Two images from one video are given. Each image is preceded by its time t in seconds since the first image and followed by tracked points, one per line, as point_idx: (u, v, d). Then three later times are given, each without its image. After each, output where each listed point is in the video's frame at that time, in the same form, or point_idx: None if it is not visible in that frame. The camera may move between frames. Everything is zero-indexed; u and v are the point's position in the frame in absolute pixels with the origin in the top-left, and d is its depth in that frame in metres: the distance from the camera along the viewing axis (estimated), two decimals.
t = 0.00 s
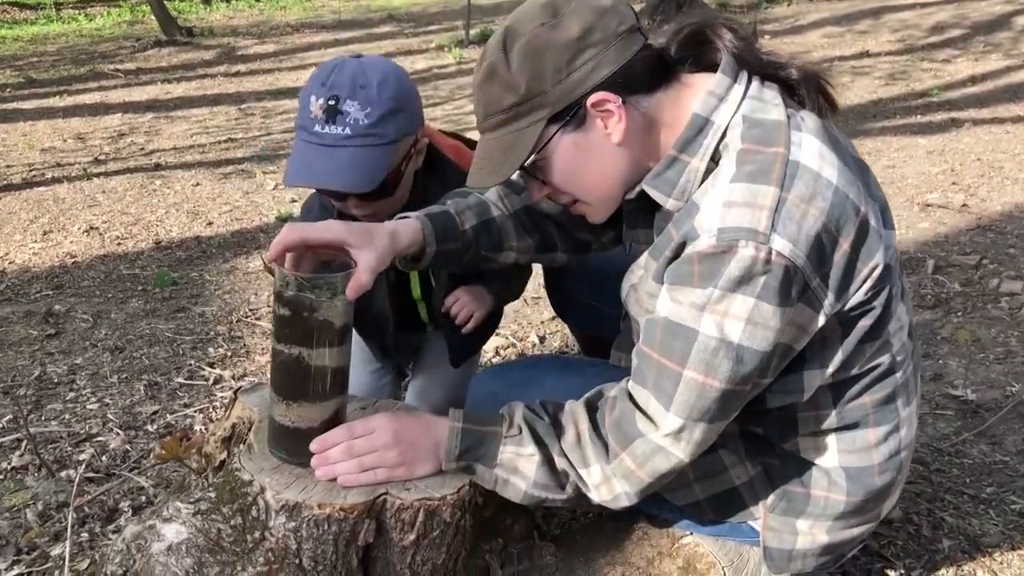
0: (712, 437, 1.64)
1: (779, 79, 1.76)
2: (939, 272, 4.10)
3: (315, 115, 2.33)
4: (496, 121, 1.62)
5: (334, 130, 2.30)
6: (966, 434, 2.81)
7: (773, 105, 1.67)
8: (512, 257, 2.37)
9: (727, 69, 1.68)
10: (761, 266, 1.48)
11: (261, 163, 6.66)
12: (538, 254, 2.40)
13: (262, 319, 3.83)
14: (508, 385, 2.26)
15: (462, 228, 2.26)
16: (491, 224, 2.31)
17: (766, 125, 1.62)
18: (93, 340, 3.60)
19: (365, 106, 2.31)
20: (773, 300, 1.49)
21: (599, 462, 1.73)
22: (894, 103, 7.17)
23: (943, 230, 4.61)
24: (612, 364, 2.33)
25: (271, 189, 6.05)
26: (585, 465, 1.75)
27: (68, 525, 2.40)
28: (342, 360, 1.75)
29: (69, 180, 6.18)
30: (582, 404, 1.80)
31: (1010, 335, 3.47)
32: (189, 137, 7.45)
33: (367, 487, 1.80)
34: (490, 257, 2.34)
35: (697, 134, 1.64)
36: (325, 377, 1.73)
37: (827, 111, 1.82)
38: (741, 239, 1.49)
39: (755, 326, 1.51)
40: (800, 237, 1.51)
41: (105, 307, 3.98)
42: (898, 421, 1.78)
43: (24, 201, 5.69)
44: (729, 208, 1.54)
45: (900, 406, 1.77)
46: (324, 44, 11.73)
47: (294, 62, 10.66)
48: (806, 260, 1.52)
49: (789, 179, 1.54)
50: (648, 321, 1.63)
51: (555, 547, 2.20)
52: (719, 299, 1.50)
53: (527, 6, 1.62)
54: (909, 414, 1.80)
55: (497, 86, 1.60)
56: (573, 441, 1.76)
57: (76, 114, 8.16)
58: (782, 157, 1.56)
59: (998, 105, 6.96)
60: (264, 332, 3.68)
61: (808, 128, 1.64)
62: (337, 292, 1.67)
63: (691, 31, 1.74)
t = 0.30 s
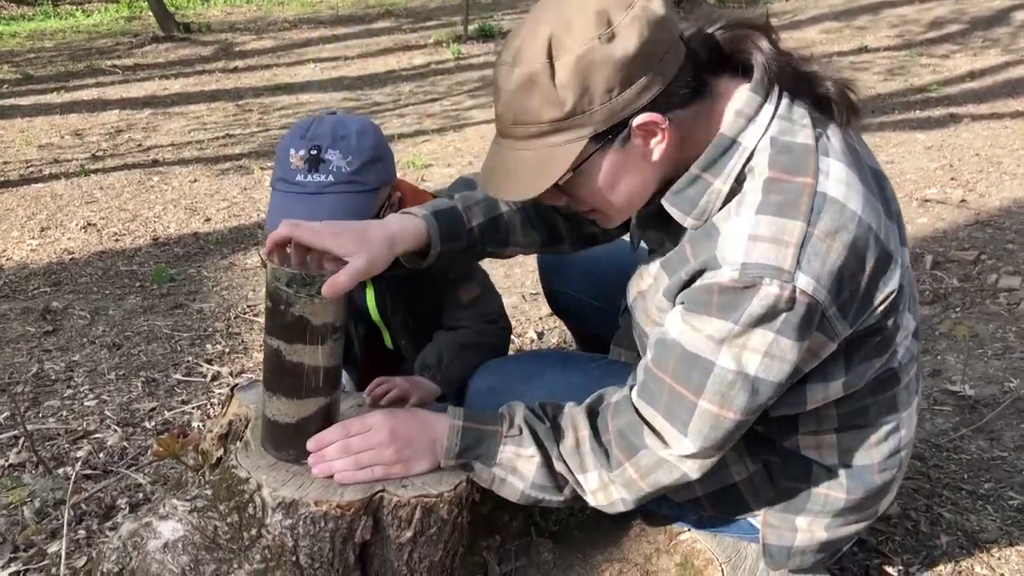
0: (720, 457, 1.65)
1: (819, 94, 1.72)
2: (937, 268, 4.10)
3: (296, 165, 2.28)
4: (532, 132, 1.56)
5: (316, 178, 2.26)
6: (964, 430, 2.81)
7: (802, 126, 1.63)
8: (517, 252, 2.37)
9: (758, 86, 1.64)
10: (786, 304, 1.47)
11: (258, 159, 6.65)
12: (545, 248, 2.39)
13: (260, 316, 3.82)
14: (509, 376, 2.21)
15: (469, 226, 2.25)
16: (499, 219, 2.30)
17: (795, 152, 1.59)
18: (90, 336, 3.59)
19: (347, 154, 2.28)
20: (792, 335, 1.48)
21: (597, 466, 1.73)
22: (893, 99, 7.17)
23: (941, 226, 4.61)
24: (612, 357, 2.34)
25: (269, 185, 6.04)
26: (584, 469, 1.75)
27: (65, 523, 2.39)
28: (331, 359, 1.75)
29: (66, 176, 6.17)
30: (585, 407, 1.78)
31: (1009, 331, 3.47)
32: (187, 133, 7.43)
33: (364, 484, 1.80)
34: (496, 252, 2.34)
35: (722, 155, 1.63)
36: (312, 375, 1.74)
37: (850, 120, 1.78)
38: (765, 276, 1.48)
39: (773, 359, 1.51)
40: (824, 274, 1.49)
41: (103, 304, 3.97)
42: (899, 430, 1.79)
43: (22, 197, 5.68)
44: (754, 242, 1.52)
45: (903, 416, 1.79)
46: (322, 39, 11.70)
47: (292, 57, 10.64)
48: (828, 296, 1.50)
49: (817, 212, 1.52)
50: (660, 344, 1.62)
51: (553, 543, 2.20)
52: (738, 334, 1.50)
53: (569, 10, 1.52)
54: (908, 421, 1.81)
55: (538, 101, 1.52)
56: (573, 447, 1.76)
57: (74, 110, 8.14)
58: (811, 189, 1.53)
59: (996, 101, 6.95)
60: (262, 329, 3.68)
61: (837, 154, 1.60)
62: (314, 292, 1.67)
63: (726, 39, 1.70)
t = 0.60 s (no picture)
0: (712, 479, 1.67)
1: (844, 117, 1.62)
2: (936, 265, 4.10)
3: (304, 169, 2.25)
4: (562, 187, 1.47)
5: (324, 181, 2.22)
6: (962, 426, 2.81)
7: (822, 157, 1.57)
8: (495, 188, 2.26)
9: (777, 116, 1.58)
10: (791, 350, 1.46)
11: (257, 157, 6.65)
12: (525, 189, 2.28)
13: (258, 314, 3.82)
14: (506, 373, 2.20)
15: (450, 171, 2.13)
16: (483, 164, 2.17)
17: (813, 187, 1.54)
18: (89, 334, 3.59)
19: (353, 159, 2.28)
20: (794, 376, 1.48)
21: (591, 474, 1.74)
22: (891, 96, 7.17)
23: (939, 223, 4.61)
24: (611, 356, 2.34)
25: (267, 182, 6.04)
26: (578, 476, 1.76)
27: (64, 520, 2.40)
28: (329, 356, 1.75)
29: (65, 174, 6.17)
30: (583, 413, 1.78)
31: (1007, 328, 3.47)
32: (185, 131, 7.43)
33: (361, 482, 1.80)
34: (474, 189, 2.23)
35: (744, 191, 1.59)
36: (308, 373, 1.74)
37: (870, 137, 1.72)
38: (773, 322, 1.46)
39: (772, 396, 1.51)
40: (832, 316, 1.47)
41: (101, 302, 3.97)
42: (894, 438, 1.81)
43: (20, 195, 5.68)
44: (764, 283, 1.49)
45: (898, 422, 1.80)
46: (320, 37, 11.69)
47: (290, 55, 10.63)
48: (835, 336, 1.48)
49: (830, 255, 1.48)
50: (661, 370, 1.62)
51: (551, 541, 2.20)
52: (739, 372, 1.50)
53: (614, 64, 1.40)
54: (909, 421, 1.84)
55: (572, 160, 1.43)
56: (568, 453, 1.76)
57: (72, 108, 8.14)
58: (826, 229, 1.49)
59: (995, 98, 6.95)
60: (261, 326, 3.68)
61: (855, 190, 1.55)
62: (312, 290, 1.66)
63: (752, 65, 1.61)
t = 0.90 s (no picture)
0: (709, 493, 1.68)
1: (849, 135, 1.60)
2: (935, 263, 4.10)
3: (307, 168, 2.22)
4: (565, 232, 1.46)
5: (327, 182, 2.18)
6: (962, 424, 2.81)
7: (824, 176, 1.57)
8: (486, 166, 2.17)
9: (781, 139, 1.56)
10: (792, 376, 1.46)
11: (256, 156, 6.65)
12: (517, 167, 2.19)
13: (258, 313, 3.82)
14: (508, 370, 2.19)
15: (438, 154, 2.04)
16: (472, 145, 2.07)
17: (817, 210, 1.54)
18: (89, 333, 3.59)
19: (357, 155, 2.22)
20: (794, 400, 1.49)
21: (587, 483, 1.74)
22: (891, 94, 7.17)
23: (938, 221, 4.61)
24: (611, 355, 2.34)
25: (267, 181, 6.04)
26: (575, 483, 1.76)
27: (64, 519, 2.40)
28: (328, 354, 1.75)
29: (64, 173, 6.16)
30: (583, 420, 1.77)
31: (1006, 325, 3.48)
32: (184, 130, 7.43)
33: (360, 481, 1.80)
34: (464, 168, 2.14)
35: (746, 217, 1.56)
36: (308, 371, 1.74)
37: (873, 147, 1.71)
38: (775, 349, 1.46)
39: (772, 418, 1.52)
40: (835, 341, 1.47)
41: (101, 301, 3.97)
42: (894, 441, 1.81)
43: (20, 194, 5.67)
44: (766, 309, 1.49)
45: (897, 425, 1.81)
46: (320, 36, 11.69)
47: (290, 54, 10.63)
48: (838, 359, 1.49)
49: (833, 281, 1.48)
50: (662, 390, 1.62)
51: (551, 540, 2.20)
52: (741, 396, 1.50)
53: (622, 114, 1.36)
54: (908, 422, 1.85)
55: (577, 209, 1.41)
56: (567, 460, 1.76)
57: (71, 107, 8.13)
58: (829, 255, 1.49)
59: (994, 95, 6.95)
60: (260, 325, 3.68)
61: (860, 211, 1.55)
62: (310, 289, 1.66)
63: (754, 89, 1.57)
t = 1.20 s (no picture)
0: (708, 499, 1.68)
1: (850, 142, 1.58)
2: (935, 261, 4.10)
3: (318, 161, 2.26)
4: (562, 252, 1.44)
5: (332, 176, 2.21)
6: (961, 423, 2.81)
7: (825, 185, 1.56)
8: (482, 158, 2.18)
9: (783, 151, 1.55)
10: (793, 386, 1.46)
11: (256, 155, 6.64)
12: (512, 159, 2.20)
13: (258, 312, 3.82)
14: (511, 365, 2.20)
15: (437, 150, 2.03)
16: (471, 140, 2.07)
17: (817, 220, 1.53)
18: (89, 333, 3.59)
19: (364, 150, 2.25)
20: (795, 409, 1.49)
21: (587, 485, 1.74)
22: (891, 93, 7.17)
23: (939, 219, 4.61)
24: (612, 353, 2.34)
25: (267, 181, 6.04)
26: (574, 485, 1.76)
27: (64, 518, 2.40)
28: (328, 354, 1.76)
29: (65, 173, 6.16)
30: (583, 423, 1.78)
31: (1006, 324, 3.48)
32: (185, 129, 7.43)
33: (360, 479, 1.81)
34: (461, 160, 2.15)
35: (746, 227, 1.56)
36: (310, 369, 1.75)
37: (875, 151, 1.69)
38: (777, 359, 1.46)
39: (772, 426, 1.52)
40: (836, 350, 1.47)
41: (101, 301, 3.97)
42: (894, 443, 1.81)
43: (20, 194, 5.67)
44: (767, 319, 1.48)
45: (898, 427, 1.81)
46: (320, 35, 11.68)
47: (290, 53, 10.62)
48: (840, 367, 1.49)
49: (835, 290, 1.48)
50: (663, 397, 1.62)
51: (551, 539, 2.20)
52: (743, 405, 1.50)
53: (623, 140, 1.34)
54: (908, 424, 1.86)
55: (575, 232, 1.40)
56: (568, 462, 1.76)
57: (71, 107, 8.13)
58: (831, 264, 1.49)
59: (994, 94, 6.95)
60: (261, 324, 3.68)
61: (861, 220, 1.54)
62: (309, 289, 1.66)
63: (754, 106, 1.56)
